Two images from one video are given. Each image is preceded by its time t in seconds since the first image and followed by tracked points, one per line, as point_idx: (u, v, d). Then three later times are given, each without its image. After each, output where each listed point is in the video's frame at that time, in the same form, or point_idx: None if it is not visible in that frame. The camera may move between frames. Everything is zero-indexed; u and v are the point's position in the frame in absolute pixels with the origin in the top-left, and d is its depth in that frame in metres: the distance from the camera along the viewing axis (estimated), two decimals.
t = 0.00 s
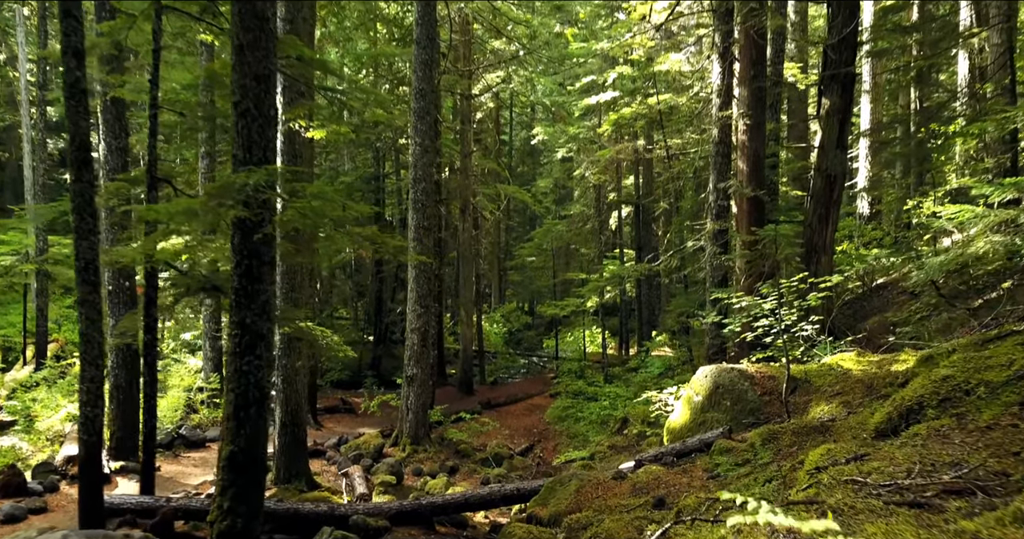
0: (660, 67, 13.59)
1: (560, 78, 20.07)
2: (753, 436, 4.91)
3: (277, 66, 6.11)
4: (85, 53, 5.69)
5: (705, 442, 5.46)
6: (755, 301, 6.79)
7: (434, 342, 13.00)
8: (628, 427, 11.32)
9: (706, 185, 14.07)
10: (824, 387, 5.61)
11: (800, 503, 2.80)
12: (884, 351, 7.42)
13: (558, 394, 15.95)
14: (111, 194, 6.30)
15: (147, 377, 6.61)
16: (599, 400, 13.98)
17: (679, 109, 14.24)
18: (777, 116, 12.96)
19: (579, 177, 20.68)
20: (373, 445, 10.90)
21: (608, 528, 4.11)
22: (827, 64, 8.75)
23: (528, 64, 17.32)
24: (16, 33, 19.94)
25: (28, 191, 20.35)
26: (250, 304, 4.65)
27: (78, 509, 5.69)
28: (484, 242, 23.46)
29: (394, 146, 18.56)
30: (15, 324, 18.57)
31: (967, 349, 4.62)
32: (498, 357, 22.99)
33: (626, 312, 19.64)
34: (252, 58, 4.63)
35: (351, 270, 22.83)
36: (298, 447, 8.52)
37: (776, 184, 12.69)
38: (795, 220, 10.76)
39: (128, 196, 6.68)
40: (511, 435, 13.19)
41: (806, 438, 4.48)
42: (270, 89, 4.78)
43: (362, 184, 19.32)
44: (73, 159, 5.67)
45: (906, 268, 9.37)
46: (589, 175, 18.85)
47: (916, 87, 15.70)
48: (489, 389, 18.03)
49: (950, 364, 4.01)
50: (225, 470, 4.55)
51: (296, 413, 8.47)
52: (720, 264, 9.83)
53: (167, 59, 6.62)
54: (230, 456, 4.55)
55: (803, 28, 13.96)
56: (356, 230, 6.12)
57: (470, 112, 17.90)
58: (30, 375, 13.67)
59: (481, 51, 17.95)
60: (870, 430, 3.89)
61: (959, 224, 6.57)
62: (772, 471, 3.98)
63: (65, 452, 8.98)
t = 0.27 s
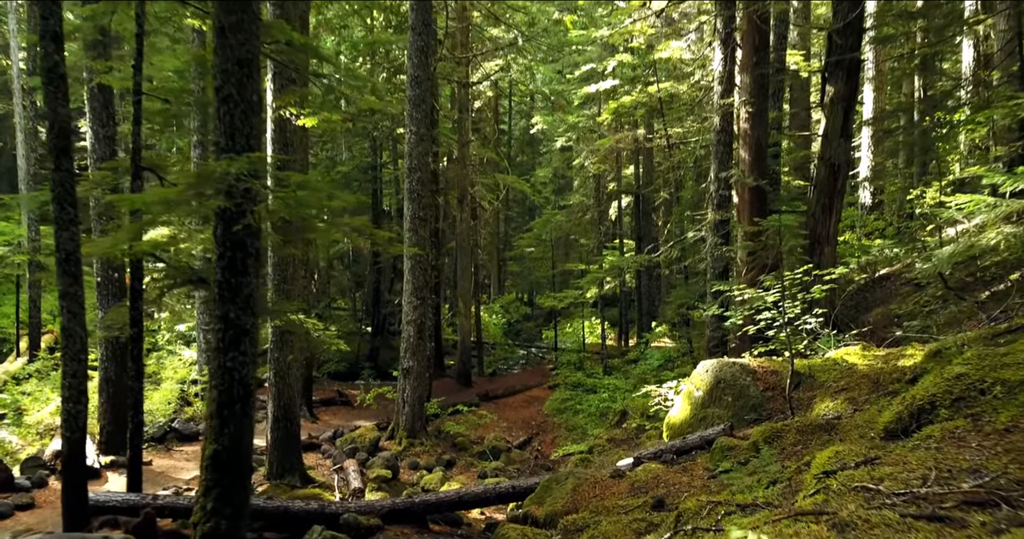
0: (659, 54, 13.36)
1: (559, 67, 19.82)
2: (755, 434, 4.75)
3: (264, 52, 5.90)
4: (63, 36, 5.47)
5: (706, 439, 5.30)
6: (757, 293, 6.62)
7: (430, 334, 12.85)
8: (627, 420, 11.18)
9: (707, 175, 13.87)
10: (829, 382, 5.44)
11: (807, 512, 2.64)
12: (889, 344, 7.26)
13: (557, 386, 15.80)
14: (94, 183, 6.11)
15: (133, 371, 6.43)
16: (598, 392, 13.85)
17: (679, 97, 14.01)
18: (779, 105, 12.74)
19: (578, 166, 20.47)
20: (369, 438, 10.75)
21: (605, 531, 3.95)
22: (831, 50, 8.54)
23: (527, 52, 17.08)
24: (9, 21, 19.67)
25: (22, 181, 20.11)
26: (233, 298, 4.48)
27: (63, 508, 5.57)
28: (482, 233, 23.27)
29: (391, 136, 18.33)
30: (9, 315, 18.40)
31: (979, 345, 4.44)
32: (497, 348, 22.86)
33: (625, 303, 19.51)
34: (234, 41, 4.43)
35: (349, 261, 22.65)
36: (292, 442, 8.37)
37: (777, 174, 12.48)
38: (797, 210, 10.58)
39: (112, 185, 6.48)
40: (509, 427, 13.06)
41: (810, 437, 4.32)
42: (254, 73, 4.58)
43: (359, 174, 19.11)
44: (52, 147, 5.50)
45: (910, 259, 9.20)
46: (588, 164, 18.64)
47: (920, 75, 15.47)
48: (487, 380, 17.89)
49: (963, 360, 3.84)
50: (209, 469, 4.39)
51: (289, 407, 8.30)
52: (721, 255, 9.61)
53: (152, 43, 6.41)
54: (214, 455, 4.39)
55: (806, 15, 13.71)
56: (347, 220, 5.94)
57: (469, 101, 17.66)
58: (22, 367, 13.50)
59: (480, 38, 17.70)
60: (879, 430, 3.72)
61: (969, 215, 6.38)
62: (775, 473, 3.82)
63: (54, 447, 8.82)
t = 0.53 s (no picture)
0: (660, 44, 13.16)
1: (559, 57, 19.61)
2: (758, 432, 4.62)
3: (252, 38, 5.72)
4: (44, 22, 5.29)
5: (707, 437, 5.16)
6: (759, 287, 6.46)
7: (428, 327, 12.70)
8: (626, 414, 11.05)
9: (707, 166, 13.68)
10: (834, 379, 5.30)
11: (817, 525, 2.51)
12: (893, 339, 7.12)
13: (556, 379, 15.67)
14: (79, 174, 5.94)
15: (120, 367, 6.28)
16: (597, 385, 13.73)
17: (679, 87, 13.82)
18: (780, 94, 12.54)
19: (577, 157, 20.29)
20: (365, 433, 10.63)
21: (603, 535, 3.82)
22: (835, 38, 8.36)
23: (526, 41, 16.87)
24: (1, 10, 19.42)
25: (16, 172, 19.90)
26: (219, 292, 4.32)
27: (48, 507, 5.42)
28: (480, 225, 23.10)
29: (388, 127, 18.13)
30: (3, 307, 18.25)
31: (990, 342, 4.30)
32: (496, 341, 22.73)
33: (625, 295, 19.37)
34: (218, 27, 4.26)
35: (347, 253, 22.50)
36: (286, 437, 8.24)
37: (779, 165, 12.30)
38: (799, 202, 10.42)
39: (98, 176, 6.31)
40: (507, 421, 12.94)
41: (815, 436, 4.19)
42: (239, 60, 4.41)
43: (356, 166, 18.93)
44: (34, 137, 5.32)
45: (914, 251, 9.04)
46: (587, 156, 18.45)
47: (924, 65, 15.28)
48: (485, 373, 17.77)
49: (976, 359, 3.70)
50: (193, 470, 4.25)
51: (282, 403, 8.16)
52: (722, 247, 9.42)
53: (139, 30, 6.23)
54: (199, 455, 4.25)
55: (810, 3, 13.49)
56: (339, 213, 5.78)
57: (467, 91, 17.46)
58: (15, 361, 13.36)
59: (478, 28, 17.48)
60: (887, 431, 3.59)
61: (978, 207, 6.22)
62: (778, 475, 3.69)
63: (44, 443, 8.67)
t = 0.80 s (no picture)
0: (660, 33, 12.96)
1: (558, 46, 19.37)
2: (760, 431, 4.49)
3: (241, 24, 5.55)
4: (24, 7, 5.11)
5: (707, 435, 5.02)
6: (760, 281, 6.33)
7: (425, 320, 12.57)
8: (625, 408, 10.93)
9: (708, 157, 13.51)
10: (838, 376, 5.16)
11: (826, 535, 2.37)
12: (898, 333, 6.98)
13: (555, 372, 15.55)
14: (63, 165, 5.77)
15: (108, 362, 6.14)
16: (596, 378, 13.59)
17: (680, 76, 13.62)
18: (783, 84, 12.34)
19: (577, 148, 20.09)
20: (361, 427, 10.50)
21: None
22: (839, 26, 8.18)
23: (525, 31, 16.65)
24: None
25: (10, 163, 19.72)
26: (202, 288, 4.17)
27: (32, 506, 5.28)
28: (479, 216, 22.93)
29: (386, 117, 17.92)
30: None
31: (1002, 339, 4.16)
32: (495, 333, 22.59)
33: (625, 287, 19.21)
34: (201, 11, 4.09)
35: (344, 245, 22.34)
36: (279, 433, 8.12)
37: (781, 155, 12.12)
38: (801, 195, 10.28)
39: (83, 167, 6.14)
40: (506, 414, 12.82)
41: (819, 437, 4.04)
42: (223, 45, 4.24)
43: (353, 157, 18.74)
44: (15, 126, 5.15)
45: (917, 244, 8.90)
46: (587, 146, 18.26)
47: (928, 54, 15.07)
48: (484, 366, 17.65)
49: (988, 357, 3.56)
50: (177, 471, 4.11)
51: (276, 398, 8.03)
52: (724, 239, 9.25)
53: (124, 15, 6.04)
54: (182, 455, 4.11)
55: None
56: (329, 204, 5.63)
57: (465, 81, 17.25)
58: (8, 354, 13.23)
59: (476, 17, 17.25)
60: (896, 432, 3.45)
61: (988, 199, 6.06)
62: (782, 476, 3.56)
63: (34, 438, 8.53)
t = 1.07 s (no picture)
0: (660, 22, 12.76)
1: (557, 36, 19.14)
2: (762, 430, 4.36)
3: (229, 10, 5.38)
4: None
5: (708, 434, 4.89)
6: (763, 275, 6.19)
7: (422, 313, 12.43)
8: (624, 402, 10.80)
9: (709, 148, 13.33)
10: (843, 373, 5.02)
11: None
12: (903, 328, 6.85)
13: (553, 365, 15.43)
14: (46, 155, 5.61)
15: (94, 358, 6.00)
16: (595, 372, 13.47)
17: (681, 66, 13.42)
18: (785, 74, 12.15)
19: (576, 139, 19.90)
20: (356, 422, 10.37)
21: None
22: (843, 14, 8.01)
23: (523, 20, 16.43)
24: None
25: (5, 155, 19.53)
26: (185, 283, 4.02)
27: (16, 506, 5.13)
28: (478, 208, 22.75)
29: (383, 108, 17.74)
30: None
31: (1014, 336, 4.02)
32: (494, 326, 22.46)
33: (624, 279, 19.07)
34: None
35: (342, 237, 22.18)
36: (273, 429, 8.00)
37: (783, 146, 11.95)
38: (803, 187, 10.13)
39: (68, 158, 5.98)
40: (504, 408, 12.71)
41: (824, 437, 3.92)
42: (206, 31, 4.08)
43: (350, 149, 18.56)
44: None
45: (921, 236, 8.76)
46: (586, 137, 18.07)
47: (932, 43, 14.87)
48: (482, 359, 17.53)
49: (1002, 357, 3.42)
50: (160, 472, 3.98)
51: (269, 393, 7.90)
52: (724, 232, 9.10)
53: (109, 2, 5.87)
54: (166, 456, 3.98)
55: None
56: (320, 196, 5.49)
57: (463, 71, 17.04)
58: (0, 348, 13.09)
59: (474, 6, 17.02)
60: (906, 435, 3.32)
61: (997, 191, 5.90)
62: (786, 480, 3.43)
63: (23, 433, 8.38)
